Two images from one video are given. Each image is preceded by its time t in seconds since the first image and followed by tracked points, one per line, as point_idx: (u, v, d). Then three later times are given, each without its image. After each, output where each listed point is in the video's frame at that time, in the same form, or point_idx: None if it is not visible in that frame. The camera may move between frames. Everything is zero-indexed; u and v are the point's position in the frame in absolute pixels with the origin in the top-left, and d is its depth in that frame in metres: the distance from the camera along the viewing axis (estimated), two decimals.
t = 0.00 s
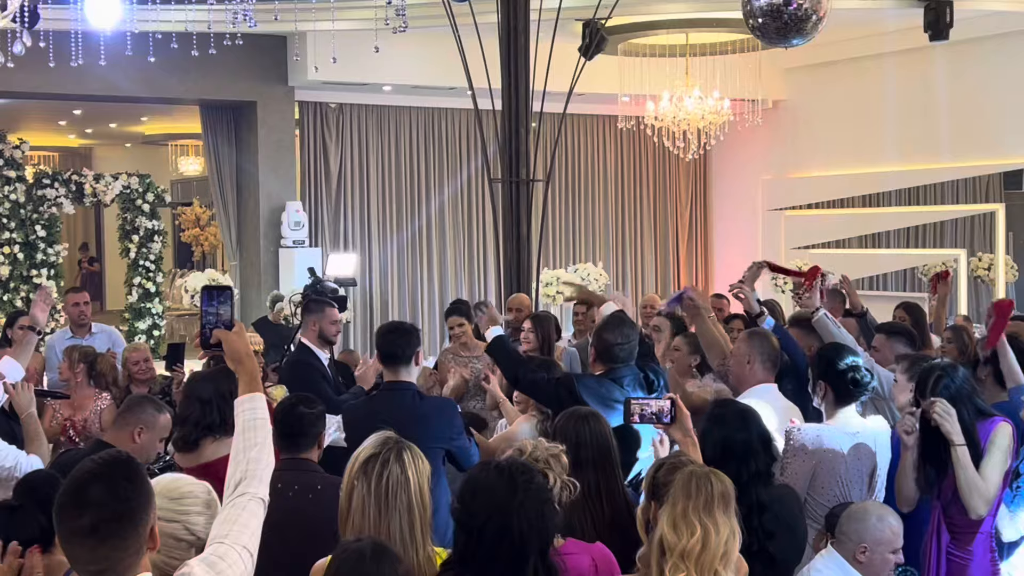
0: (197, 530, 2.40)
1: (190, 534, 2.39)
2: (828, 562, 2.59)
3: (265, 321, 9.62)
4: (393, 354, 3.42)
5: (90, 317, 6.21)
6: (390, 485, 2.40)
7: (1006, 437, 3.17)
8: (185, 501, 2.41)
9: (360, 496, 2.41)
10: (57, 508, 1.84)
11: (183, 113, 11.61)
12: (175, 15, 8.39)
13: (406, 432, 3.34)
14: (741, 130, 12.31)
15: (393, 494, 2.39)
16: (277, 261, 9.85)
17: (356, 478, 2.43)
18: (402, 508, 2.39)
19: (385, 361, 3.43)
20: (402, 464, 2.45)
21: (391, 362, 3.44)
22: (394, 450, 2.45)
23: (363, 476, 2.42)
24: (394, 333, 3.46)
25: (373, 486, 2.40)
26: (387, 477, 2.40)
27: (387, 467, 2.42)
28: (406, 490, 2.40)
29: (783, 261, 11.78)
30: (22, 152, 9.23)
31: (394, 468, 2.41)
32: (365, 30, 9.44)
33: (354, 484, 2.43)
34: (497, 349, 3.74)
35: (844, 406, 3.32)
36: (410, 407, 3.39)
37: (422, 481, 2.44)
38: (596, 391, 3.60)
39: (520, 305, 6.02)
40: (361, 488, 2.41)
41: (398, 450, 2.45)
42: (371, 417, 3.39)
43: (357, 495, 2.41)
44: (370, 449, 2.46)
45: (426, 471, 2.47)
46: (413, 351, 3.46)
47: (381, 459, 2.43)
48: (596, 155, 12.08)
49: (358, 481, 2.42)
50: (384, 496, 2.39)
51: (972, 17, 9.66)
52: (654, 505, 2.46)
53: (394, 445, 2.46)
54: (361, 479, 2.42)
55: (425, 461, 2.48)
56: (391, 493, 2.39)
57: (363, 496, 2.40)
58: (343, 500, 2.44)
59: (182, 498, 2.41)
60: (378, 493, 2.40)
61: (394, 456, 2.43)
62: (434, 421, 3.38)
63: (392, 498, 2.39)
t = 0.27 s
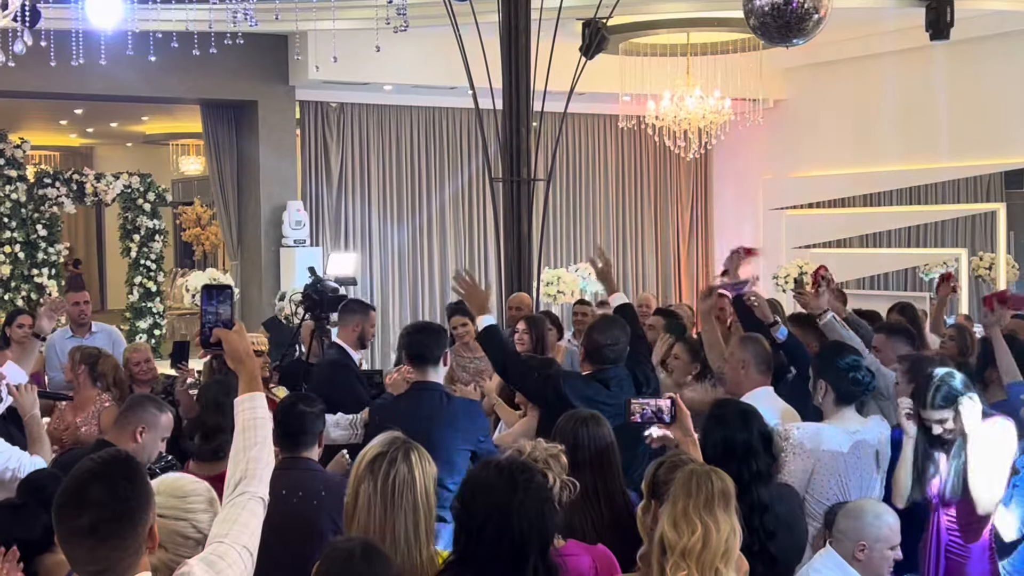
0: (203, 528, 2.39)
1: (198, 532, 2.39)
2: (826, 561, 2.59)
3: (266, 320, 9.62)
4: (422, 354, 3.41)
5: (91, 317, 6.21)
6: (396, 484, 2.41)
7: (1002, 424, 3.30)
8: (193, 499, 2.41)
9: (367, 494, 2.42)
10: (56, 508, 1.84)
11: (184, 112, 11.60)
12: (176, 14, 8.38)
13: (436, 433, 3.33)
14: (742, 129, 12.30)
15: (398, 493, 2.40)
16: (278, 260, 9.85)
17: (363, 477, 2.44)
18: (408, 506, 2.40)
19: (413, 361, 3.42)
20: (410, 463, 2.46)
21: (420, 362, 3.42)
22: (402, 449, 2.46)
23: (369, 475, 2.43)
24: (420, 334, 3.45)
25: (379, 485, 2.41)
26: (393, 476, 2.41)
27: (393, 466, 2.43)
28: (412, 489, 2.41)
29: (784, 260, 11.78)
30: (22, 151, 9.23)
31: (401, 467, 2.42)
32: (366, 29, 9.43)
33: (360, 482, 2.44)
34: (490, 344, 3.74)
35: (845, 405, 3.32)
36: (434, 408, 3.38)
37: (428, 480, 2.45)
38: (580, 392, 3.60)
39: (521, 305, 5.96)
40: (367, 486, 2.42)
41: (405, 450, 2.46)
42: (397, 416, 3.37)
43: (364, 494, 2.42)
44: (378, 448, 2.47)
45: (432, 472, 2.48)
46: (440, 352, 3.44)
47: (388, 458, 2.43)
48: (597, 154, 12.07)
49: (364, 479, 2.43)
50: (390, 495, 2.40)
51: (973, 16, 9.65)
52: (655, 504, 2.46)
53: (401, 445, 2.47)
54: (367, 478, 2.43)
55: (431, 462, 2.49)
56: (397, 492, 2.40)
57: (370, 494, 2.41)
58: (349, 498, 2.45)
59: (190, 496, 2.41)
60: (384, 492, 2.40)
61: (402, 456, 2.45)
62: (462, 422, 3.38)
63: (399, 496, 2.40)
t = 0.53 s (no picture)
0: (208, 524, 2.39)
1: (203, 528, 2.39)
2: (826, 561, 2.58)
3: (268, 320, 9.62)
4: (451, 355, 3.42)
5: (91, 316, 6.21)
6: (392, 485, 2.41)
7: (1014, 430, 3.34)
8: (197, 495, 2.41)
9: (362, 495, 2.42)
10: (57, 507, 1.84)
11: (186, 112, 11.60)
12: (177, 14, 8.38)
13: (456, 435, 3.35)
14: (743, 129, 12.31)
15: (394, 494, 2.40)
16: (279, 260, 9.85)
17: (359, 477, 2.45)
18: (403, 507, 2.40)
19: (439, 360, 3.42)
20: (406, 463, 2.46)
21: (446, 363, 3.43)
22: (399, 451, 2.46)
23: (365, 475, 2.44)
24: (447, 332, 3.45)
25: (376, 486, 2.41)
26: (390, 476, 2.42)
27: (390, 467, 2.43)
28: (408, 490, 2.42)
29: (786, 259, 11.78)
30: (24, 151, 9.24)
31: (398, 468, 2.43)
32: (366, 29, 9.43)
33: (357, 483, 2.44)
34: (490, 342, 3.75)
35: (845, 407, 3.31)
36: (454, 408, 3.40)
37: (423, 481, 2.45)
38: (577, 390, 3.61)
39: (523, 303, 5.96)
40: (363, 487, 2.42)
41: (402, 450, 2.46)
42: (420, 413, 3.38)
43: (359, 493, 2.43)
44: (375, 448, 2.48)
45: (429, 473, 2.49)
46: (463, 351, 3.45)
47: (386, 458, 2.44)
48: (598, 154, 12.07)
49: (361, 481, 2.44)
50: (386, 496, 2.40)
51: (974, 16, 9.65)
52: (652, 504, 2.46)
53: (399, 445, 2.48)
54: (364, 478, 2.44)
55: (428, 463, 2.49)
56: (393, 492, 2.41)
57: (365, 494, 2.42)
58: (345, 497, 2.46)
59: (194, 492, 2.41)
60: (380, 493, 2.41)
61: (398, 456, 2.45)
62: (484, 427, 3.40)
63: (393, 497, 2.40)
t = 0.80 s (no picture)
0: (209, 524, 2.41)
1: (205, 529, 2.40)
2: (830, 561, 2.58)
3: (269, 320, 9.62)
4: (451, 356, 3.46)
5: (93, 316, 6.22)
6: (381, 486, 2.38)
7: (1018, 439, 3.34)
8: (198, 496, 2.41)
9: (351, 493, 2.40)
10: (60, 506, 1.84)
11: (187, 111, 11.61)
12: (179, 14, 8.39)
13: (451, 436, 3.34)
14: (745, 129, 12.31)
15: (382, 493, 2.37)
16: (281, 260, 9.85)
17: (349, 475, 2.42)
18: (391, 506, 2.38)
19: (440, 361, 3.46)
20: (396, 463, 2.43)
21: (447, 365, 3.47)
22: (389, 450, 2.42)
23: (355, 474, 2.41)
24: (451, 334, 3.49)
25: (365, 485, 2.39)
26: (379, 476, 2.38)
27: (380, 466, 2.39)
28: (396, 490, 2.39)
29: (787, 259, 11.79)
30: (26, 151, 9.25)
31: (388, 467, 2.39)
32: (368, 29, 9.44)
33: (346, 480, 2.42)
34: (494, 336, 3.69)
35: (843, 409, 3.36)
36: (458, 408, 3.40)
37: (413, 480, 2.42)
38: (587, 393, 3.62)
39: (525, 304, 5.97)
40: (353, 486, 2.40)
41: (394, 449, 2.43)
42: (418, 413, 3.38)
43: (348, 492, 2.40)
44: (365, 447, 2.44)
45: (419, 473, 2.45)
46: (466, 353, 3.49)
47: (376, 457, 2.40)
48: (600, 154, 12.06)
49: (350, 479, 2.41)
50: (374, 495, 2.38)
51: (975, 16, 9.64)
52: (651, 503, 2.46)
53: (390, 444, 2.44)
54: (353, 476, 2.41)
55: (418, 462, 2.46)
56: (382, 492, 2.38)
57: (354, 494, 2.39)
58: (334, 495, 2.44)
59: (196, 493, 2.41)
60: (368, 492, 2.38)
61: (389, 455, 2.41)
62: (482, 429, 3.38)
63: (382, 497, 2.38)
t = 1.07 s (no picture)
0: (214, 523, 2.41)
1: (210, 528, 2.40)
2: (835, 562, 2.59)
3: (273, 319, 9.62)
4: (443, 355, 3.45)
5: (96, 316, 6.23)
6: (375, 485, 2.38)
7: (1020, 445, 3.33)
8: (203, 495, 2.40)
9: (344, 494, 2.39)
10: (65, 506, 1.84)
11: (191, 111, 11.62)
12: (183, 14, 8.39)
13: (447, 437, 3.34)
14: (749, 129, 12.30)
15: (376, 494, 2.37)
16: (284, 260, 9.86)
17: (342, 476, 2.41)
18: (385, 506, 2.38)
19: (434, 359, 3.46)
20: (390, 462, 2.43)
21: (441, 363, 3.46)
22: (382, 449, 2.42)
23: (348, 474, 2.41)
24: (446, 335, 3.51)
25: (359, 485, 2.38)
26: (372, 476, 2.39)
27: (373, 466, 2.40)
28: (390, 490, 2.39)
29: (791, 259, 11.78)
30: (30, 150, 9.25)
31: (381, 467, 2.39)
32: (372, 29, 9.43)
33: (339, 482, 2.41)
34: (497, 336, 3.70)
35: (844, 408, 3.37)
36: (453, 407, 3.40)
37: (406, 480, 2.43)
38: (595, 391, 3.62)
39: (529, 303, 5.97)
40: (346, 486, 2.39)
41: (387, 449, 2.43)
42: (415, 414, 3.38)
43: (342, 492, 2.39)
44: (358, 447, 2.44)
45: (412, 472, 2.46)
46: (461, 351, 3.49)
47: (370, 457, 2.40)
48: (603, 154, 12.05)
49: (344, 478, 2.40)
50: (368, 495, 2.38)
51: (979, 16, 9.63)
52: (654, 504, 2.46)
53: (383, 444, 2.44)
54: (346, 478, 2.40)
55: (411, 462, 2.46)
56: (375, 493, 2.38)
57: (347, 494, 2.38)
58: (327, 496, 2.43)
59: (199, 491, 2.41)
60: (362, 493, 2.38)
61: (382, 455, 2.41)
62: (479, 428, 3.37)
63: (376, 496, 2.38)
